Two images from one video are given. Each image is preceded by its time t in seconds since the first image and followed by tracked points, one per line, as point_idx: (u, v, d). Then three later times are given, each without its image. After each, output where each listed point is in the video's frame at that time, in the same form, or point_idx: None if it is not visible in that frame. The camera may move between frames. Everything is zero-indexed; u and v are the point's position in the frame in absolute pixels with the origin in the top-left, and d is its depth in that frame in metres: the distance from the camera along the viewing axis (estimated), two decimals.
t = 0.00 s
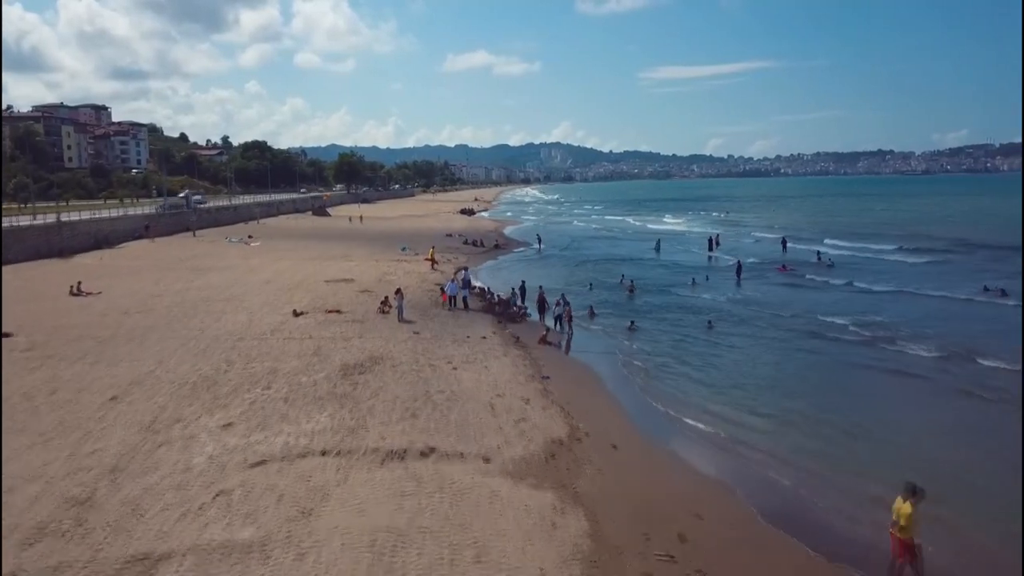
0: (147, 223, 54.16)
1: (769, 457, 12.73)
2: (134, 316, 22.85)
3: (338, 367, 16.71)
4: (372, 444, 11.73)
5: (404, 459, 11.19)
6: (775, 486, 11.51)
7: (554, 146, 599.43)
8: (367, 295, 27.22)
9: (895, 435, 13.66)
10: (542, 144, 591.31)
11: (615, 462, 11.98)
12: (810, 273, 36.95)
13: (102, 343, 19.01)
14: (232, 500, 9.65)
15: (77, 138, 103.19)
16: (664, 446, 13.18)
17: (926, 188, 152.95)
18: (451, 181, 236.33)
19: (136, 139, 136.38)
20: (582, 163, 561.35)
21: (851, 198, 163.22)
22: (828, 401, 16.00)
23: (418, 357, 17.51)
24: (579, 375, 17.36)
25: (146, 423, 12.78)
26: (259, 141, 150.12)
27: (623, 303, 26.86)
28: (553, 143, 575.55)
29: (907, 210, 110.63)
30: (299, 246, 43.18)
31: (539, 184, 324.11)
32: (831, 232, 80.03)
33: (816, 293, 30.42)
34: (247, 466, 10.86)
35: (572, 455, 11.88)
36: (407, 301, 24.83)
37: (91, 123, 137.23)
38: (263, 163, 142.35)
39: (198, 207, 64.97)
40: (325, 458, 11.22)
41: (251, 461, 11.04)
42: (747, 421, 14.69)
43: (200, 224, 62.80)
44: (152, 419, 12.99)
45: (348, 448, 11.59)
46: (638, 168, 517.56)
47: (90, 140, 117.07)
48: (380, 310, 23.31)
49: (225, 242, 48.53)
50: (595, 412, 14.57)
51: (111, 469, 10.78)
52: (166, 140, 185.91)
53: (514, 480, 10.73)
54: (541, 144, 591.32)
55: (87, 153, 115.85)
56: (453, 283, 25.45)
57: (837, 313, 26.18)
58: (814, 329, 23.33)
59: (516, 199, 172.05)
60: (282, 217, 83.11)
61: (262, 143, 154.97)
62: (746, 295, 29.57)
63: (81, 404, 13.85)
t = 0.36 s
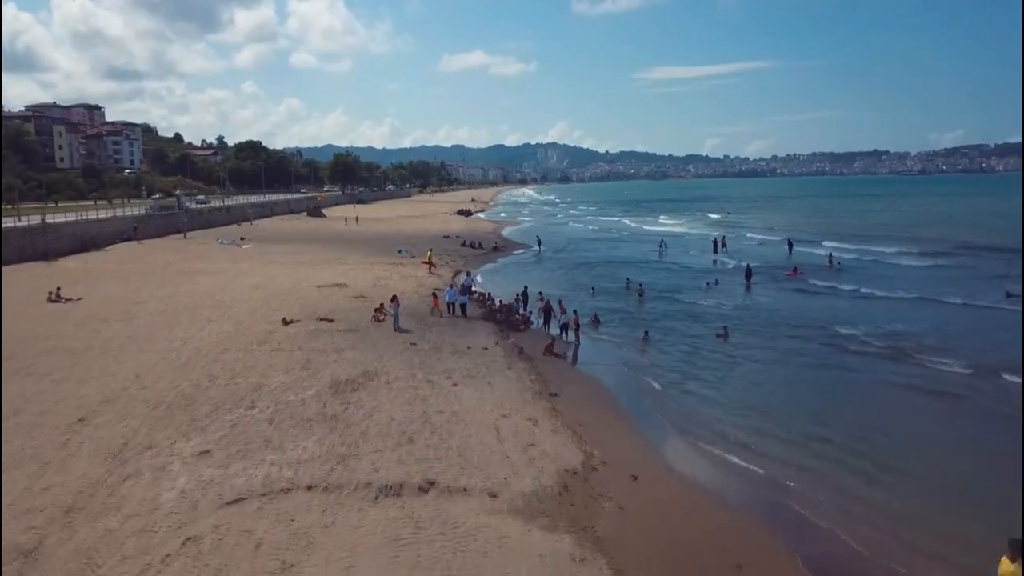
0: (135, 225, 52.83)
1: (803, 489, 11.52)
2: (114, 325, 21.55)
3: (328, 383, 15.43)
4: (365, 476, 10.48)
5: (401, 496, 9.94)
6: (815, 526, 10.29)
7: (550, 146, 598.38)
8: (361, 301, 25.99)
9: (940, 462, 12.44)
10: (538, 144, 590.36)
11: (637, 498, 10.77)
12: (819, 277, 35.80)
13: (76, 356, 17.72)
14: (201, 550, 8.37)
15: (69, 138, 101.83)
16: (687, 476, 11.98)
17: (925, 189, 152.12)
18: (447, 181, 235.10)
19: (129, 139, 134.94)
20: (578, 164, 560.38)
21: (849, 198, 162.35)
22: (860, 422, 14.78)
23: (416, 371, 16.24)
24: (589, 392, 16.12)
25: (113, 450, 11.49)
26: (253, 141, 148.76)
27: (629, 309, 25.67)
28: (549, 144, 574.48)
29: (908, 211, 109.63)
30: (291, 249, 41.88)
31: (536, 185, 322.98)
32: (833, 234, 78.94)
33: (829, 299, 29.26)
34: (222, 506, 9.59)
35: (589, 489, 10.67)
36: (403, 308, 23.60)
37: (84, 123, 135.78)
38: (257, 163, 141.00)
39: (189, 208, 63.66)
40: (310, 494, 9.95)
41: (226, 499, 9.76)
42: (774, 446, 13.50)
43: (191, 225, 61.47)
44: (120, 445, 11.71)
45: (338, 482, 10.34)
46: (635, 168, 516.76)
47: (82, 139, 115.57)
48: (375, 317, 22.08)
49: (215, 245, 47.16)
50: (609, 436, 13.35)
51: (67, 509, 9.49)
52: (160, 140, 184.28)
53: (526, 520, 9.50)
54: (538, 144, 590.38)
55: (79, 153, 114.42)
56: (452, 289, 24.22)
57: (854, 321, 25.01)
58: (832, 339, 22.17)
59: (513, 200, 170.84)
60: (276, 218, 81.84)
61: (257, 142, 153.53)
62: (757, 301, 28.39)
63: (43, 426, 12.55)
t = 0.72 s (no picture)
0: (124, 226, 51.42)
1: (848, 530, 10.24)
2: (91, 335, 20.20)
3: (317, 402, 14.10)
4: (355, 518, 9.18)
5: (396, 542, 8.68)
6: None
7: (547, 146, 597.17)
8: (355, 308, 24.70)
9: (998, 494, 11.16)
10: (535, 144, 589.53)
11: (664, 544, 9.55)
12: (831, 282, 34.59)
13: (44, 369, 16.37)
14: None
15: (61, 138, 100.52)
16: (715, 514, 10.73)
17: (925, 189, 151.21)
18: (443, 181, 234.33)
19: (123, 139, 133.44)
20: (575, 164, 559.37)
21: (849, 199, 161.45)
22: (901, 447, 13.50)
23: (413, 387, 14.93)
24: (601, 413, 14.84)
25: (71, 485, 10.17)
26: (248, 141, 147.34)
27: (637, 316, 24.42)
28: (547, 144, 573.42)
29: (909, 211, 108.68)
30: (284, 252, 40.56)
31: (533, 185, 321.86)
32: (836, 235, 77.84)
33: (844, 306, 28.05)
34: (190, 557, 8.30)
35: (611, 534, 9.42)
36: (400, 316, 22.33)
37: (77, 123, 134.33)
38: (252, 162, 139.59)
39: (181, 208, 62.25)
40: (292, 542, 8.65)
41: (195, 549, 8.46)
42: (808, 475, 12.26)
43: (182, 226, 60.12)
44: (79, 479, 10.37)
45: (324, 525, 9.04)
46: (632, 168, 515.92)
47: (74, 138, 114.02)
48: (370, 325, 20.79)
49: (206, 246, 45.80)
50: (627, 467, 12.11)
51: (8, 562, 8.16)
52: (155, 139, 182.73)
53: (541, 573, 8.24)
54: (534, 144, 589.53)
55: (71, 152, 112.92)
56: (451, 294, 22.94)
57: (873, 330, 23.80)
58: (853, 351, 20.96)
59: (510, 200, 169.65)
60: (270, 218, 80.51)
61: (252, 142, 152.06)
62: (770, 307, 27.16)
63: None
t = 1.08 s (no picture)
0: (114, 227, 50.05)
1: None
2: (65, 345, 18.88)
3: (305, 423, 12.78)
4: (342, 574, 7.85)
5: None
6: None
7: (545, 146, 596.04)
8: (349, 314, 23.32)
9: None
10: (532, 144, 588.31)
11: None
12: (845, 286, 33.34)
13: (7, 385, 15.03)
14: None
15: (54, 137, 99.12)
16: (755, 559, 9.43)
17: (926, 190, 150.06)
18: (440, 181, 232.97)
19: (117, 138, 131.99)
20: (572, 164, 558.25)
21: (849, 200, 160.30)
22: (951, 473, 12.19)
23: (410, 406, 13.62)
24: (616, 436, 13.54)
25: (15, 529, 8.82)
26: (243, 141, 145.96)
27: (647, 324, 23.07)
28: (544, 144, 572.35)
29: (912, 211, 107.56)
30: (276, 254, 39.18)
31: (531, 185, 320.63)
32: (840, 236, 76.52)
33: (864, 313, 26.82)
34: None
35: None
36: (396, 323, 20.96)
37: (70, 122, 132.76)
38: (248, 162, 138.14)
39: (173, 209, 60.90)
40: None
41: None
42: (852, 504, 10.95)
43: (173, 227, 58.72)
44: (26, 521, 9.03)
45: None
46: (630, 168, 514.84)
47: (67, 138, 112.53)
48: (363, 334, 19.44)
49: (197, 249, 44.39)
50: (651, 502, 10.81)
51: None
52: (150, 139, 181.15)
53: None
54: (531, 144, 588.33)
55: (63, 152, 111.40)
56: (450, 300, 21.58)
57: (898, 339, 22.53)
58: (880, 363, 19.62)
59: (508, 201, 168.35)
60: (265, 219, 79.18)
61: (247, 141, 150.60)
62: (786, 314, 25.90)
63: None
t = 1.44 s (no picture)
0: (103, 228, 48.69)
1: None
2: (36, 357, 17.56)
3: (289, 450, 11.46)
4: None
5: None
6: None
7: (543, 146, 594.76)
8: (343, 321, 22.02)
9: None
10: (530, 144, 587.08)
11: None
12: (861, 291, 32.06)
13: None
14: None
15: (47, 137, 97.75)
16: None
17: (928, 189, 149.04)
18: (438, 181, 231.74)
19: (112, 138, 130.60)
20: (571, 164, 557.22)
21: (849, 200, 159.27)
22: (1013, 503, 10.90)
23: (407, 428, 12.30)
24: (637, 463, 12.25)
25: None
26: (240, 141, 144.60)
27: (659, 332, 21.78)
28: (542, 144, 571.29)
29: (915, 211, 106.61)
30: (269, 258, 37.90)
31: (529, 185, 319.47)
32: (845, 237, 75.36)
33: (886, 320, 25.54)
34: None
35: None
36: (392, 332, 19.66)
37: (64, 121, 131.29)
38: (244, 162, 136.89)
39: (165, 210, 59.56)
40: None
41: None
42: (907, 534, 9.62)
43: (166, 228, 57.37)
44: None
45: None
46: (628, 168, 513.72)
47: (60, 138, 111.49)
48: (356, 344, 18.11)
49: (188, 251, 43.08)
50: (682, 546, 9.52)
51: None
52: (145, 138, 179.74)
53: None
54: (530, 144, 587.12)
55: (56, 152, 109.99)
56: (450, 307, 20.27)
57: (926, 348, 21.25)
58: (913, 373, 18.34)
59: (506, 201, 167.06)
60: (260, 220, 77.86)
61: (243, 141, 149.27)
62: (805, 321, 24.61)
63: None
